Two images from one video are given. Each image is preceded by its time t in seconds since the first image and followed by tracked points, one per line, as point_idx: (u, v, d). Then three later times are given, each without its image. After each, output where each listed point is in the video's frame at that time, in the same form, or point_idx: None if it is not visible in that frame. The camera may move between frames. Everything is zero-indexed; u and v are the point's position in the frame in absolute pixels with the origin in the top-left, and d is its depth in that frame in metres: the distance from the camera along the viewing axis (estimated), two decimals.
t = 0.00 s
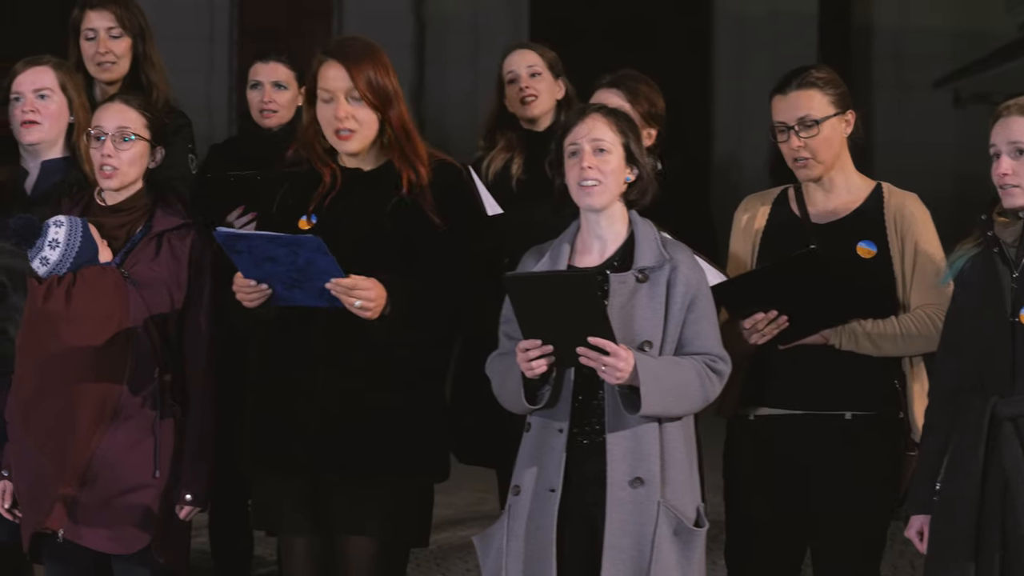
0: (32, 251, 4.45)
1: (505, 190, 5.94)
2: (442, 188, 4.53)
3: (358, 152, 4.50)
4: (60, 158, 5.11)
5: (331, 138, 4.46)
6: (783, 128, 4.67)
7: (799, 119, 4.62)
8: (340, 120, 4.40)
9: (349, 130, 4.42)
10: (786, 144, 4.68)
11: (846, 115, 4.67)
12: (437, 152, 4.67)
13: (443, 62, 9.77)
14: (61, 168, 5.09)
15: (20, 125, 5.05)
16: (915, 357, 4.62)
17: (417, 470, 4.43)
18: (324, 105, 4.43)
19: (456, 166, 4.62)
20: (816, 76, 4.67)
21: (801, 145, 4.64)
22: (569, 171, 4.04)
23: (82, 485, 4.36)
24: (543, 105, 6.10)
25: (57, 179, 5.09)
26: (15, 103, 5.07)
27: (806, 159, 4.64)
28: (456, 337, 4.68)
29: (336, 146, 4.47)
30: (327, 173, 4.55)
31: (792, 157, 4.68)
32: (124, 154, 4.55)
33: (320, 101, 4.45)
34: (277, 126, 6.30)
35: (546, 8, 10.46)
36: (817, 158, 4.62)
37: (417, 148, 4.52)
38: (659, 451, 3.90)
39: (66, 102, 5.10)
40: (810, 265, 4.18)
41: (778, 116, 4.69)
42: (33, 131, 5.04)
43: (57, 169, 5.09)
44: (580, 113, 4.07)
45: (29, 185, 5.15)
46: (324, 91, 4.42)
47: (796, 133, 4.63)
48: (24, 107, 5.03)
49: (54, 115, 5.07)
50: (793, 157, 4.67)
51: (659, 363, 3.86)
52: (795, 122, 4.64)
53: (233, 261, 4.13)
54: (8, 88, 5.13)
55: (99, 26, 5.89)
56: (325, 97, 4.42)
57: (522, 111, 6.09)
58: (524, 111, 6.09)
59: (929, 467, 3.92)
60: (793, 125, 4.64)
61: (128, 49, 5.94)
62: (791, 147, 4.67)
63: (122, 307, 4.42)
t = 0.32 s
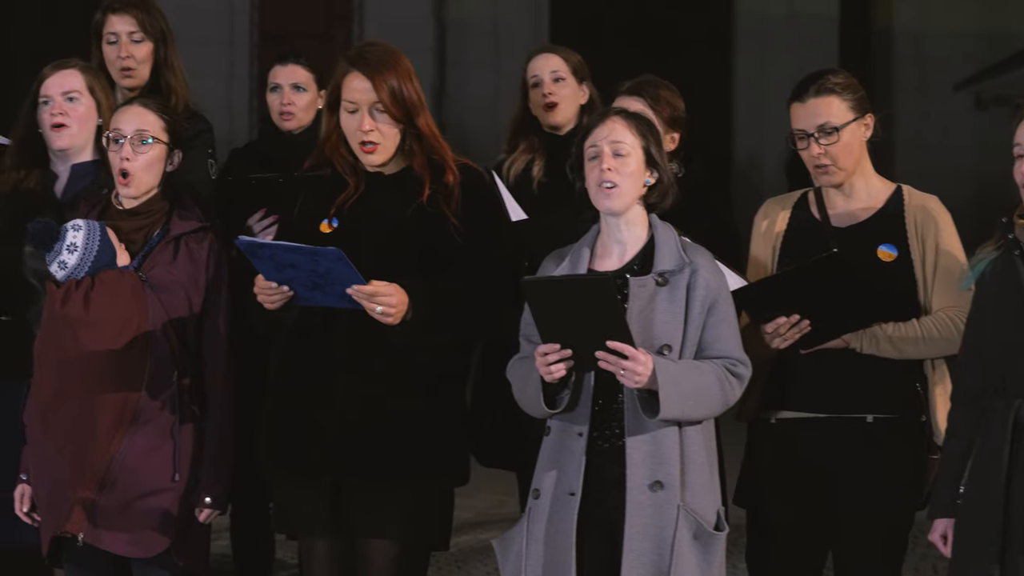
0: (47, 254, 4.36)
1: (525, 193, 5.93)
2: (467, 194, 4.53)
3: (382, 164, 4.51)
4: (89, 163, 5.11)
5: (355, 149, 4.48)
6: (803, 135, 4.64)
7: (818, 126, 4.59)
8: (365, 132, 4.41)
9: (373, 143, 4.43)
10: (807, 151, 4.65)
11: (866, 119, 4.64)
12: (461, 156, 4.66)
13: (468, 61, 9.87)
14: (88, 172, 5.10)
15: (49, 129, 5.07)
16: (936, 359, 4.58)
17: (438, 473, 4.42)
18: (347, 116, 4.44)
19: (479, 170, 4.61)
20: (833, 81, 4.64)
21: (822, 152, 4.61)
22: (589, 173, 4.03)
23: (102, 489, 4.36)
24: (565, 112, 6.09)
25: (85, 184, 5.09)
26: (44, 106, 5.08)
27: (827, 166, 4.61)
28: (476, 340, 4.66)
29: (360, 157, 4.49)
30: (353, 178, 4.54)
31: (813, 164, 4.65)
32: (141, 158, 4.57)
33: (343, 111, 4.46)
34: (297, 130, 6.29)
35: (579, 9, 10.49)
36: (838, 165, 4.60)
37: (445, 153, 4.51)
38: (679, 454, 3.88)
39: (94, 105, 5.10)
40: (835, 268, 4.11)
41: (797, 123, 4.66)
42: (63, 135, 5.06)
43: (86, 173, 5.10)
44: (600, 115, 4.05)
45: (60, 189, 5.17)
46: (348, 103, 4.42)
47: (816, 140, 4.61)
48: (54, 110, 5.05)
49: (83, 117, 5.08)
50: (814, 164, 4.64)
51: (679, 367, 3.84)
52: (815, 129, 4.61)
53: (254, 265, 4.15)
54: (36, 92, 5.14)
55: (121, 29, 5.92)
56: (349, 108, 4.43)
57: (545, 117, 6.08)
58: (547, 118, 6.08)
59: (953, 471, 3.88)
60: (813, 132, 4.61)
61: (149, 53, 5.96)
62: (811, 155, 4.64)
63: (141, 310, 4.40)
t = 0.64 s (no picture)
0: (68, 259, 4.44)
1: (547, 196, 5.92)
2: (487, 195, 4.53)
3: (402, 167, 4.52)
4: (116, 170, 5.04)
5: (375, 152, 4.49)
6: (827, 137, 4.63)
7: (843, 127, 4.59)
8: (384, 137, 4.42)
9: (392, 147, 4.44)
10: (832, 153, 4.64)
11: (891, 122, 4.63)
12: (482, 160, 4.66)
13: (487, 63, 9.79)
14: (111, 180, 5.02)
15: (77, 139, 5.08)
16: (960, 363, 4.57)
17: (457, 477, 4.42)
18: (367, 120, 4.45)
19: (500, 172, 4.60)
20: (859, 83, 4.63)
21: (846, 154, 4.60)
22: (605, 179, 4.02)
23: (124, 492, 4.36)
24: (589, 114, 6.08)
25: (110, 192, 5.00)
26: (70, 117, 5.11)
27: (852, 167, 4.60)
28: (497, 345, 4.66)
29: (380, 161, 4.49)
30: (375, 181, 4.55)
31: (837, 166, 4.65)
32: (160, 162, 4.58)
33: (363, 116, 4.47)
34: (316, 132, 6.33)
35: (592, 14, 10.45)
36: (863, 166, 4.59)
37: (464, 155, 4.51)
38: (695, 457, 3.88)
39: (121, 113, 5.14)
40: (860, 266, 4.13)
41: (822, 125, 4.65)
42: (91, 144, 5.07)
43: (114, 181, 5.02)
44: (615, 120, 4.03)
45: (89, 196, 5.14)
46: (367, 107, 4.43)
47: (841, 142, 4.60)
48: (81, 120, 5.07)
49: (110, 125, 5.11)
50: (838, 165, 4.63)
51: (696, 369, 3.83)
52: (840, 131, 4.60)
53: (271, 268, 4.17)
54: (60, 100, 5.17)
55: (142, 33, 5.95)
56: (369, 112, 4.44)
57: (568, 117, 6.08)
58: (569, 116, 6.08)
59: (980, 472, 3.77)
60: (838, 134, 4.60)
61: (170, 56, 5.99)
62: (836, 156, 4.63)
63: (160, 312, 4.43)
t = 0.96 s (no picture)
0: (84, 262, 4.46)
1: (564, 198, 5.91)
2: (502, 195, 4.53)
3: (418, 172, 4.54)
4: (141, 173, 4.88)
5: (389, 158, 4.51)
6: (852, 139, 4.63)
7: (867, 130, 4.59)
8: (396, 140, 4.44)
9: (404, 151, 4.46)
10: (855, 155, 4.64)
11: (915, 127, 4.63)
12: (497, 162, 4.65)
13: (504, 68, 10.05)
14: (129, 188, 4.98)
15: (102, 149, 5.07)
16: (981, 368, 4.61)
17: (474, 480, 4.42)
18: (379, 126, 4.47)
19: (514, 175, 4.59)
20: (884, 87, 4.64)
21: (870, 157, 4.60)
22: (615, 186, 4.02)
23: (144, 493, 4.39)
24: (604, 119, 6.10)
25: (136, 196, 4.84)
26: (95, 124, 5.09)
27: (876, 171, 4.60)
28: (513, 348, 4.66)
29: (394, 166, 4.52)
30: (390, 186, 4.56)
31: (860, 169, 4.64)
32: (172, 166, 4.58)
33: (376, 121, 4.49)
34: (331, 138, 6.32)
35: (602, 17, 10.53)
36: (887, 170, 4.59)
37: (476, 155, 4.51)
38: (708, 461, 3.88)
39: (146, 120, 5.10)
40: (890, 274, 4.19)
41: (846, 127, 4.65)
42: (116, 154, 5.05)
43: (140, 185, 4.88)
44: (623, 125, 4.01)
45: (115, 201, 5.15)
46: (378, 112, 4.45)
47: (864, 145, 4.61)
48: (104, 130, 5.06)
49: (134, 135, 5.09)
50: (862, 168, 4.63)
51: (709, 373, 3.84)
52: (864, 133, 4.61)
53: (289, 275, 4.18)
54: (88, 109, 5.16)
55: (160, 38, 5.99)
56: (380, 117, 4.46)
57: (586, 122, 6.10)
58: (588, 123, 6.09)
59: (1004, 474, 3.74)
60: (862, 136, 4.61)
61: (188, 62, 6.03)
62: (859, 159, 4.63)
63: (178, 314, 4.45)
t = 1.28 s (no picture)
0: (101, 264, 4.38)
1: (578, 199, 5.90)
2: (514, 194, 4.52)
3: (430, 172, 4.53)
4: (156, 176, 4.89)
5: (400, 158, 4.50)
6: (873, 140, 4.62)
7: (889, 131, 4.58)
8: (407, 141, 4.43)
9: (416, 152, 4.45)
10: (876, 156, 4.64)
11: (937, 127, 4.61)
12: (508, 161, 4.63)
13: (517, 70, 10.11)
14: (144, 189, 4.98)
15: (116, 148, 5.08)
16: (1000, 371, 4.60)
17: (491, 481, 4.41)
18: (390, 127, 4.46)
19: (526, 175, 4.58)
20: (905, 88, 4.63)
21: (891, 158, 4.60)
22: (625, 188, 4.01)
23: (163, 495, 4.38)
24: (619, 118, 6.09)
25: (150, 198, 4.85)
26: (112, 123, 5.10)
27: (897, 173, 4.60)
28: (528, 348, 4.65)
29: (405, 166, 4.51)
30: (401, 188, 4.55)
31: (882, 170, 4.64)
32: (187, 165, 4.58)
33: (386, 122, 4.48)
34: (346, 140, 6.29)
35: (617, 18, 10.51)
36: (908, 172, 4.59)
37: (487, 154, 4.49)
38: (719, 464, 3.88)
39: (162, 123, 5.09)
40: (911, 275, 4.18)
41: (867, 128, 4.64)
42: (128, 155, 5.05)
43: (154, 186, 4.87)
44: (632, 127, 3.99)
45: (129, 202, 5.16)
46: (388, 114, 4.44)
47: (886, 146, 4.59)
48: (120, 130, 5.06)
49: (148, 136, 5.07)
50: (883, 170, 4.63)
51: (721, 375, 3.83)
52: (886, 134, 4.59)
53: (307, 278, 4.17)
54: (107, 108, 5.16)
55: (176, 40, 6.00)
56: (390, 119, 4.45)
57: (600, 121, 6.08)
58: (601, 122, 6.08)
59: None
60: (884, 137, 4.60)
61: (203, 64, 6.03)
62: (880, 160, 4.63)
63: (197, 316, 4.43)
